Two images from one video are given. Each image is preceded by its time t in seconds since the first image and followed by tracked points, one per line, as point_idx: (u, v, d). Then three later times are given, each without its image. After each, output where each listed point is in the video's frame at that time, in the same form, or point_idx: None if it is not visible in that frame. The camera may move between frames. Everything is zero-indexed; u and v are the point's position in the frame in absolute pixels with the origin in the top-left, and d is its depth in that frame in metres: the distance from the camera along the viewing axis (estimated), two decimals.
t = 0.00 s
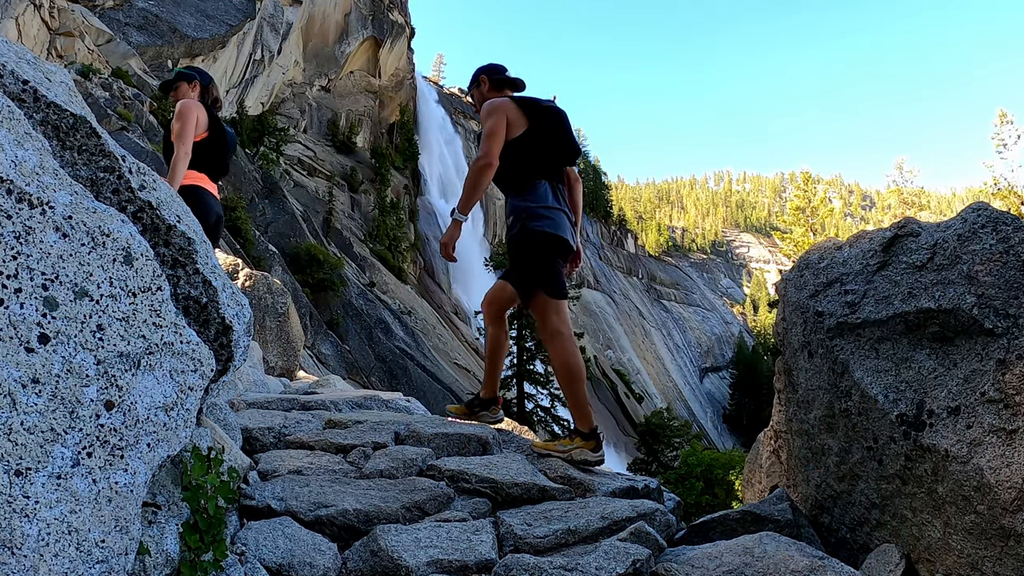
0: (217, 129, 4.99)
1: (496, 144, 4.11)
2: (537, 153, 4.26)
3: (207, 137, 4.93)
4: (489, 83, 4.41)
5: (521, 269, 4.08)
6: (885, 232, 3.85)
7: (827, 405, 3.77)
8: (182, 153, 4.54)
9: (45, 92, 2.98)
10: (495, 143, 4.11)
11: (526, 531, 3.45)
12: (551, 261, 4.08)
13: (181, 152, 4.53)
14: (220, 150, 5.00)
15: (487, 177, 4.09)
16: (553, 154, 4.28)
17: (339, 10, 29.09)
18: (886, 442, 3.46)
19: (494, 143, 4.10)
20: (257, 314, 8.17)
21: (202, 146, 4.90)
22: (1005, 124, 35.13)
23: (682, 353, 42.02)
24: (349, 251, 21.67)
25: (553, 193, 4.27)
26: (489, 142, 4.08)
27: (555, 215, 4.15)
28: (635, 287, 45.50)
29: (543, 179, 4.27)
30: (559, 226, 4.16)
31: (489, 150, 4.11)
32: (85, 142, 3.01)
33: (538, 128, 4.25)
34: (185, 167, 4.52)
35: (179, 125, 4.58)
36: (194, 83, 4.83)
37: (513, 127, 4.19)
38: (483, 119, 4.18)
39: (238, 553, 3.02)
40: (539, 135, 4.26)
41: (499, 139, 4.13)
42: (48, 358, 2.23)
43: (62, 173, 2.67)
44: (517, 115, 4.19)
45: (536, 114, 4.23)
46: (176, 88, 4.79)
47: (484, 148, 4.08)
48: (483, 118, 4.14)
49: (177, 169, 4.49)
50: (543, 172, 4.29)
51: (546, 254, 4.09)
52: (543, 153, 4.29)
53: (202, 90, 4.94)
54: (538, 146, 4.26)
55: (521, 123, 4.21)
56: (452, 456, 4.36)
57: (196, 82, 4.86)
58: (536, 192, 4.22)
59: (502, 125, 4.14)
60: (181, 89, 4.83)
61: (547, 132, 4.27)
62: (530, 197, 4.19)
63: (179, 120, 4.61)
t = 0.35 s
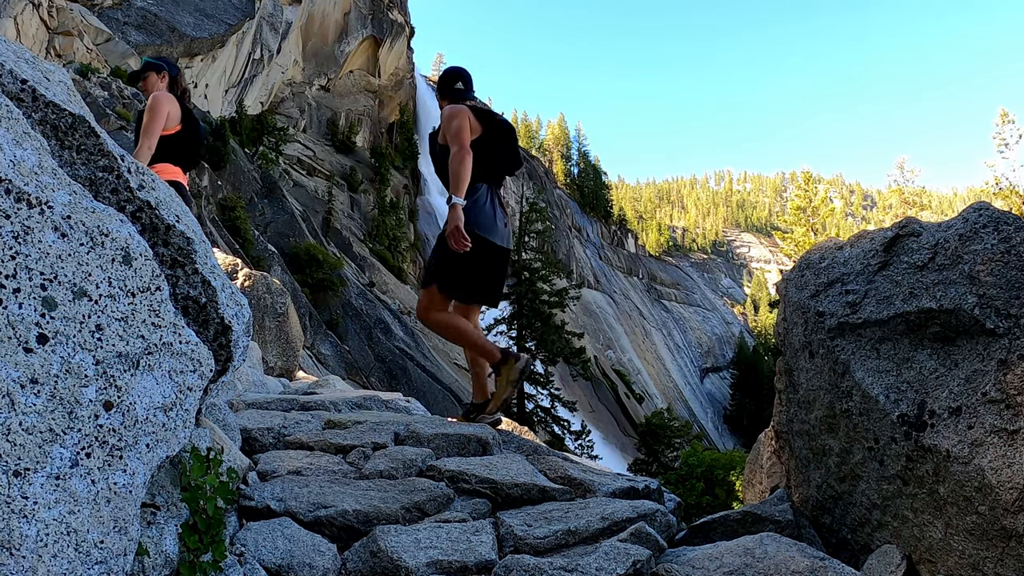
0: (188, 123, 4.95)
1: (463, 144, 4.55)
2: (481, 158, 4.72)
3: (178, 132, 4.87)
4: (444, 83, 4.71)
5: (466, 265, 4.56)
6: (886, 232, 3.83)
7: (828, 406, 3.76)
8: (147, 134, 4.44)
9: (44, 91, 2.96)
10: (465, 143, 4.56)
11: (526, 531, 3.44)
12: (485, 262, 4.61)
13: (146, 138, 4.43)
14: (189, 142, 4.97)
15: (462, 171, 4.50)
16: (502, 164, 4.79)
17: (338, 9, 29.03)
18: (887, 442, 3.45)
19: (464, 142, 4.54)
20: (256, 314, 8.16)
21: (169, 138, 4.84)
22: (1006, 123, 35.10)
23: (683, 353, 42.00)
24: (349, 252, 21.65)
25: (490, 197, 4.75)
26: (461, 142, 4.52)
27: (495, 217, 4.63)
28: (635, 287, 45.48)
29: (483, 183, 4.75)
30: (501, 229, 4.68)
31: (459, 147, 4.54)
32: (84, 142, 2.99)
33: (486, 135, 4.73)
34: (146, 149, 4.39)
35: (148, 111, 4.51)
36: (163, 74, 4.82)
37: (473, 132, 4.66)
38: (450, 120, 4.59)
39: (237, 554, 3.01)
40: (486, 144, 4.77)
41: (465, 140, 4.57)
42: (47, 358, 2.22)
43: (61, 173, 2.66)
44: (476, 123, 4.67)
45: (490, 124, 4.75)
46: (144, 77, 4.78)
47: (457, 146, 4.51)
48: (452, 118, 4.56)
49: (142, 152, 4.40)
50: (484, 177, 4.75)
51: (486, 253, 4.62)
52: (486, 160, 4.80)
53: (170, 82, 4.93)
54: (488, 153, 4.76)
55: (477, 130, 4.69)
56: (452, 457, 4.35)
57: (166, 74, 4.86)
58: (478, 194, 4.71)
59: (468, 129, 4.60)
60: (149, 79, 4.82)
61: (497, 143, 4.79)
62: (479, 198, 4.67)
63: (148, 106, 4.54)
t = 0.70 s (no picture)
0: (150, 108, 4.98)
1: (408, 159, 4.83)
2: (426, 169, 5.02)
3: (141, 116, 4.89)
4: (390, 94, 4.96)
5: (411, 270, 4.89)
6: (888, 232, 3.81)
7: (829, 406, 3.75)
8: (118, 115, 4.46)
9: (42, 90, 2.95)
10: (410, 157, 4.83)
11: (526, 532, 3.43)
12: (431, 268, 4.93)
13: (118, 121, 4.43)
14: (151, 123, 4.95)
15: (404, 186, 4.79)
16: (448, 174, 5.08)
17: (338, 8, 29.00)
18: (888, 442, 3.44)
19: (409, 157, 4.81)
20: (255, 313, 8.16)
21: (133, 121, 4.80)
22: (1008, 123, 35.09)
23: (683, 354, 41.98)
24: (348, 251, 21.62)
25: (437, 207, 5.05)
26: (406, 156, 4.78)
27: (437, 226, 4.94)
28: (635, 287, 45.46)
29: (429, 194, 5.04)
30: (445, 235, 5.00)
31: (404, 162, 4.81)
32: (83, 141, 2.97)
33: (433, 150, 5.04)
34: (121, 129, 4.43)
35: (115, 93, 4.53)
36: (127, 58, 4.81)
37: (419, 145, 4.93)
38: (396, 134, 4.86)
39: (236, 554, 3.00)
40: (434, 154, 5.05)
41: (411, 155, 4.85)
42: (46, 358, 2.21)
43: (59, 172, 2.65)
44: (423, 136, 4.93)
45: (435, 136, 5.03)
46: (107, 62, 4.75)
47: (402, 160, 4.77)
48: (398, 133, 4.82)
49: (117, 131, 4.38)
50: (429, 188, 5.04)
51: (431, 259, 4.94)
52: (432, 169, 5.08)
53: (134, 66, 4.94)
54: (434, 162, 5.04)
55: (423, 143, 4.96)
56: (452, 457, 4.34)
57: (129, 59, 4.84)
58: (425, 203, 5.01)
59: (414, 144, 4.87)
60: (113, 63, 4.81)
61: (443, 153, 5.07)
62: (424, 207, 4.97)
63: (114, 89, 4.56)
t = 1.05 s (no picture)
0: (121, 93, 4.94)
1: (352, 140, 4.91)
2: (370, 151, 5.10)
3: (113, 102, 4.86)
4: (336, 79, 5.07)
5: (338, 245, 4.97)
6: (889, 231, 3.80)
7: (830, 406, 3.74)
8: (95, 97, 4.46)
9: (41, 89, 2.93)
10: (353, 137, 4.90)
11: (526, 533, 3.42)
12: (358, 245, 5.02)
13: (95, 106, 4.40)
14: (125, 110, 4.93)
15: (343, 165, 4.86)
16: (387, 158, 5.18)
17: (338, 8, 28.97)
18: (889, 443, 3.42)
19: (352, 137, 4.88)
20: (255, 313, 8.16)
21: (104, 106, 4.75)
22: (1009, 123, 35.05)
23: (684, 354, 41.98)
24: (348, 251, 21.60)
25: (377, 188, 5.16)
26: (349, 136, 4.85)
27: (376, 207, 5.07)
28: (636, 287, 45.45)
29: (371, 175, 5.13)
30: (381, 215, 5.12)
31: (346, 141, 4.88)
32: (81, 140, 2.96)
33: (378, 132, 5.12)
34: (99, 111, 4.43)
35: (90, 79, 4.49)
36: (95, 45, 4.73)
37: (363, 129, 5.01)
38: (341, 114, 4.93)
39: (236, 555, 2.99)
40: (378, 137, 5.13)
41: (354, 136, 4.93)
42: (44, 358, 2.19)
43: (58, 172, 2.64)
44: (367, 120, 5.02)
45: (378, 121, 5.13)
46: (75, 48, 4.68)
47: (344, 139, 4.84)
48: (344, 113, 4.89)
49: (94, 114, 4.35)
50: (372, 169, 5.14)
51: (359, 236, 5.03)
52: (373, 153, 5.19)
53: (101, 51, 4.84)
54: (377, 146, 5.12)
55: (369, 126, 5.06)
56: (452, 457, 4.34)
57: (97, 44, 4.76)
58: (367, 184, 5.10)
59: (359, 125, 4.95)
60: (82, 51, 4.73)
61: (386, 136, 5.16)
62: (367, 187, 5.06)
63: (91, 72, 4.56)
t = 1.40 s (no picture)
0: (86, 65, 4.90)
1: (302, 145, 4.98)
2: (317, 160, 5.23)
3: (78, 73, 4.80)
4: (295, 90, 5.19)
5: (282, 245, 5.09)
6: (890, 231, 3.80)
7: (831, 407, 3.73)
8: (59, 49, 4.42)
9: (40, 89, 2.91)
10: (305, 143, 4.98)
11: (526, 534, 3.40)
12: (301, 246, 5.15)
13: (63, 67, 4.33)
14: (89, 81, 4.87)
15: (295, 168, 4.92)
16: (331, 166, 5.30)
17: (337, 7, 28.96)
18: (891, 444, 3.41)
19: (303, 143, 4.96)
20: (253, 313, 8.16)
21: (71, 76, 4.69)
22: (1011, 122, 35.01)
23: (684, 355, 41.97)
24: (347, 251, 21.52)
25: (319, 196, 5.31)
26: (300, 141, 4.92)
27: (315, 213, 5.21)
28: (636, 287, 45.41)
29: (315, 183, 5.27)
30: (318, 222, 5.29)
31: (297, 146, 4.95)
32: (80, 140, 2.94)
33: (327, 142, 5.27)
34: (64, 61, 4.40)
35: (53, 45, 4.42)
36: (66, 13, 4.71)
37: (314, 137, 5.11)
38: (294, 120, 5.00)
39: (235, 555, 2.97)
40: (324, 145, 5.27)
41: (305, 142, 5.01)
42: (43, 359, 2.18)
43: (58, 172, 2.63)
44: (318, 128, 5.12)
45: (328, 130, 5.23)
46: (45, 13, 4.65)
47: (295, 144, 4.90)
48: (297, 119, 4.94)
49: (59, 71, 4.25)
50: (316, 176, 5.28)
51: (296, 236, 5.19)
52: (318, 159, 5.30)
53: (71, 22, 4.82)
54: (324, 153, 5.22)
55: (319, 134, 5.16)
56: (452, 457, 4.33)
57: (68, 13, 4.75)
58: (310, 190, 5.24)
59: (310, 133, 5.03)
60: (52, 16, 4.70)
61: (332, 146, 5.31)
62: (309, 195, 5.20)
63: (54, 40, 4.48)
